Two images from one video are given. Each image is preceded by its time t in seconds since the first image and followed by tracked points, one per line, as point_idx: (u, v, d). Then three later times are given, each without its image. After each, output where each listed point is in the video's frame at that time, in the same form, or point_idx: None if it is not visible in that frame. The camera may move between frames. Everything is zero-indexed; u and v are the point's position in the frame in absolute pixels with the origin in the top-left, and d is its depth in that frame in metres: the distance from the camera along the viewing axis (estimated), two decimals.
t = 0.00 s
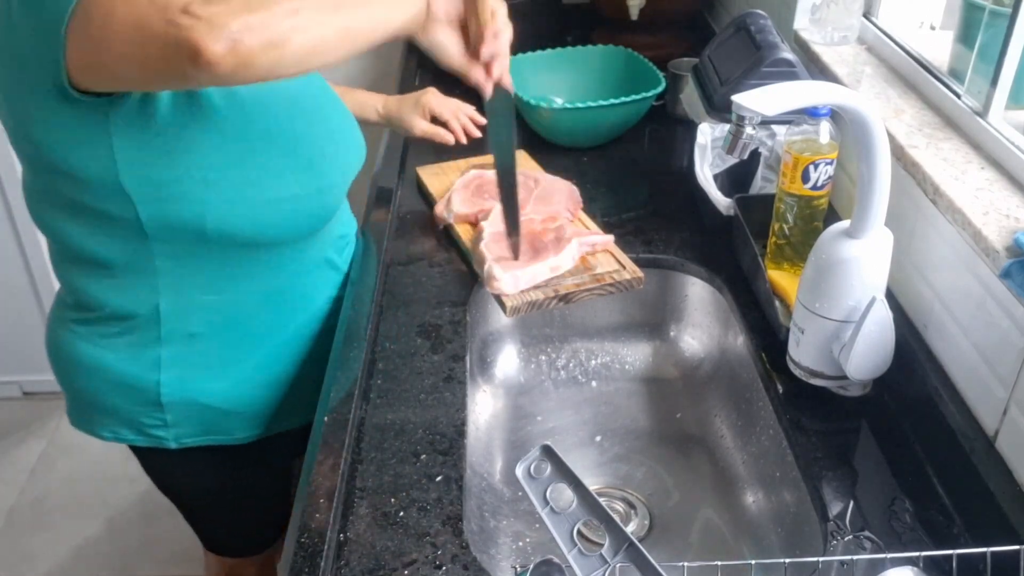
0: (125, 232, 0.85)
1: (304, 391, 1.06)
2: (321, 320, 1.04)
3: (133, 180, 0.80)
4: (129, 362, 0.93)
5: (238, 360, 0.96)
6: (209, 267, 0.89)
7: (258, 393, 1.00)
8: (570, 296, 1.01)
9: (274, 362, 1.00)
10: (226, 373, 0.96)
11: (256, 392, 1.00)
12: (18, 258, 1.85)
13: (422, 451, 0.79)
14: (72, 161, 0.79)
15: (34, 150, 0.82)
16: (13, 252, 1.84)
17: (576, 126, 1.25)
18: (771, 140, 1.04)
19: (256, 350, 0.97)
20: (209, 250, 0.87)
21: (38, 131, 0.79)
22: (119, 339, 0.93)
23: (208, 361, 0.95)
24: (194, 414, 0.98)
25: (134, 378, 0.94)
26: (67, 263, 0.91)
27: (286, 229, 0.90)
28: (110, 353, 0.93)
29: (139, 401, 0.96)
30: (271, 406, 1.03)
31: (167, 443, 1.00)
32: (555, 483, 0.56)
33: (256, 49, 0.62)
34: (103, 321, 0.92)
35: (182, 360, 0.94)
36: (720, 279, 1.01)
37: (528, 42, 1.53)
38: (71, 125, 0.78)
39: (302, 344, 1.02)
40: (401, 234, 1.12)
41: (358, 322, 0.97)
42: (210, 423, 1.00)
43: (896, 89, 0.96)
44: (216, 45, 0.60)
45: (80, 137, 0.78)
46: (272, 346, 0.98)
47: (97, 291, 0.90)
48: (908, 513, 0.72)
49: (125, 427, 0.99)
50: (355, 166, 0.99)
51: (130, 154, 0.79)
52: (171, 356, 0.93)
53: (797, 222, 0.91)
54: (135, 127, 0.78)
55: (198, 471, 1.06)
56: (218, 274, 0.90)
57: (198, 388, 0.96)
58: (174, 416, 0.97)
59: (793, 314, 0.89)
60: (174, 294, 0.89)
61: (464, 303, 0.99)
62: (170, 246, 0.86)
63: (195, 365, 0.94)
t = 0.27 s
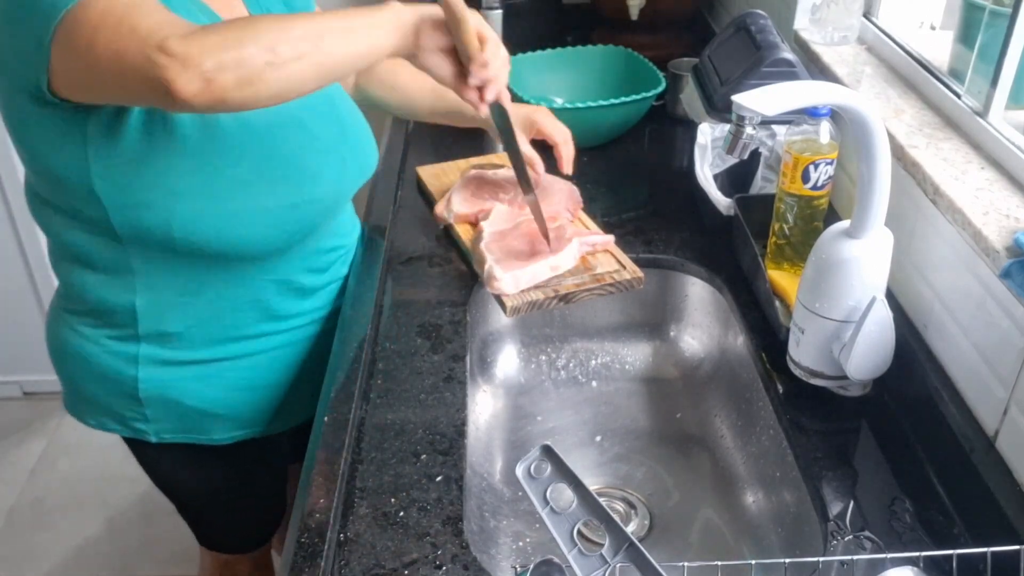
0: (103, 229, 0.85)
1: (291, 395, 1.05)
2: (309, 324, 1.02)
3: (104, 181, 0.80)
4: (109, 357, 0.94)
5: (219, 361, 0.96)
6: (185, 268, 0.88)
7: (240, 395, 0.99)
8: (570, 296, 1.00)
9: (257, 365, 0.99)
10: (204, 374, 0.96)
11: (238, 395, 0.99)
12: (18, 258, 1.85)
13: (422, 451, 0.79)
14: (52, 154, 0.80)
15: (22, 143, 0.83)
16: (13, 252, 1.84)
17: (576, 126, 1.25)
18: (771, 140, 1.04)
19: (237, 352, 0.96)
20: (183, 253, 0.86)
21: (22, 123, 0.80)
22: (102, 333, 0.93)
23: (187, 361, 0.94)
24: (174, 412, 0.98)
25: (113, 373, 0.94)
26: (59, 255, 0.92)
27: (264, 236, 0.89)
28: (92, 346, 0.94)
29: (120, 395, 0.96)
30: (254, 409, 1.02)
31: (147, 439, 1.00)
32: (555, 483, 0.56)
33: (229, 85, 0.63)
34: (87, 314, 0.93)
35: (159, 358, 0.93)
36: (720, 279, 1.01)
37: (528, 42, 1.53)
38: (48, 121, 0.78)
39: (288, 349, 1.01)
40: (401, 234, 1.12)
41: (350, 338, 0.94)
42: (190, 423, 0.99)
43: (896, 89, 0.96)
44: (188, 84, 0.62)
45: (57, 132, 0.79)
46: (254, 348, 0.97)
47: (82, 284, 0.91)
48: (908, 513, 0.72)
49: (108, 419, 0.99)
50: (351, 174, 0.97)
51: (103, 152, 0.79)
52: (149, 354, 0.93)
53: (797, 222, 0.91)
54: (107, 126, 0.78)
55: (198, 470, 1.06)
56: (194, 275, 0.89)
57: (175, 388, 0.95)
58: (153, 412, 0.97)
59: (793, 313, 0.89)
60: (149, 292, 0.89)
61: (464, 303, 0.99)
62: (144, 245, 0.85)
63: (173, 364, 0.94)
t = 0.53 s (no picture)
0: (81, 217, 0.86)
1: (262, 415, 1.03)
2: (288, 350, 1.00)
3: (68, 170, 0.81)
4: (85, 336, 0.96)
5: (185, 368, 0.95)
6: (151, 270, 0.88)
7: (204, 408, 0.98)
8: (570, 296, 0.99)
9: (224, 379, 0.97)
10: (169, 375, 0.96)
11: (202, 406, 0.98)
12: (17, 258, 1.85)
13: (421, 451, 0.79)
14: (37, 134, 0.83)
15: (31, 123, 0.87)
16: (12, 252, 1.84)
17: (577, 126, 1.25)
18: (772, 140, 1.04)
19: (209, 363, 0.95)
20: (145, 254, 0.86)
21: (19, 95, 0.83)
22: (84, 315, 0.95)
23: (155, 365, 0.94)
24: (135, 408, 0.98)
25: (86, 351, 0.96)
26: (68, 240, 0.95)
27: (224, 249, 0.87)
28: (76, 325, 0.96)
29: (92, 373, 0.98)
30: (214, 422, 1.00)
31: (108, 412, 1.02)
32: (555, 484, 0.56)
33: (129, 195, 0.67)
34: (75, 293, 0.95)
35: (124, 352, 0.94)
36: (720, 279, 1.01)
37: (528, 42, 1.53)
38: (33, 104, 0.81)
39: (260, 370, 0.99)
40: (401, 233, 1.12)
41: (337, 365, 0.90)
42: (153, 421, 0.99)
43: (896, 89, 0.96)
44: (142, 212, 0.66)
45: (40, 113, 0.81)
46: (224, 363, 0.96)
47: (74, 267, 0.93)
48: (908, 513, 0.72)
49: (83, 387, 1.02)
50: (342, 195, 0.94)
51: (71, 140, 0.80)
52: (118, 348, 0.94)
53: (797, 222, 0.91)
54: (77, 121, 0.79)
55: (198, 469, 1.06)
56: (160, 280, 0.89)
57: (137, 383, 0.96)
58: (116, 395, 0.99)
59: (793, 313, 0.89)
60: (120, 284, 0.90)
61: (464, 304, 0.99)
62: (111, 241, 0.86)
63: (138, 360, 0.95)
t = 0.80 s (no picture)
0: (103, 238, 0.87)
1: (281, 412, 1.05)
2: (300, 341, 1.03)
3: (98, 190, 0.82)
4: (105, 359, 0.96)
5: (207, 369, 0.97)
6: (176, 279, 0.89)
7: (229, 407, 1.00)
8: (570, 296, 1.00)
9: (244, 376, 1.00)
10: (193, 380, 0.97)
11: (228, 406, 1.00)
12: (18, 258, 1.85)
13: (422, 451, 0.79)
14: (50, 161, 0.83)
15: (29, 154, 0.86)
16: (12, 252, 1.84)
17: (576, 126, 1.25)
18: (772, 140, 1.04)
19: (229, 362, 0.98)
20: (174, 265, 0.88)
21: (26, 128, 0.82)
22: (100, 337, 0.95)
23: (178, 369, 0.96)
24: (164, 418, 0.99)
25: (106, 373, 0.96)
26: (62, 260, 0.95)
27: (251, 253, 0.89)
28: (91, 349, 0.96)
29: (114, 398, 0.98)
30: (240, 422, 1.02)
31: (138, 441, 1.01)
32: (555, 484, 0.56)
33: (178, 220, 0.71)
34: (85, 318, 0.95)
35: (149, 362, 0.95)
36: (720, 279, 1.01)
37: (529, 42, 1.53)
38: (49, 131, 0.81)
39: (278, 363, 1.02)
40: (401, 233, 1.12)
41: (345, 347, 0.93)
42: (183, 429, 1.01)
43: (896, 89, 0.96)
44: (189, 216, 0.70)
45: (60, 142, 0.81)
46: (243, 361, 0.98)
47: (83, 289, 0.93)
48: (908, 513, 0.72)
49: (101, 417, 1.01)
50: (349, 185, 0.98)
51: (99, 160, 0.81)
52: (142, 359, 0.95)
53: (797, 222, 0.91)
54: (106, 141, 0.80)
55: (198, 469, 1.06)
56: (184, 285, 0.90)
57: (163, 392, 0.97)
58: (143, 415, 0.99)
59: (793, 313, 0.89)
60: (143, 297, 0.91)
61: (464, 304, 0.99)
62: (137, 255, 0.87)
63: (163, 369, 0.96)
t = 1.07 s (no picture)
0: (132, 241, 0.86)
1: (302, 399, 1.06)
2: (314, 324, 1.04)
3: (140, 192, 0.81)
4: (133, 365, 0.94)
5: (235, 364, 0.97)
6: (209, 274, 0.90)
7: (257, 398, 1.01)
8: (570, 295, 1.00)
9: (268, 366, 1.00)
10: (225, 376, 0.97)
11: (256, 397, 1.01)
12: (18, 258, 1.85)
13: (422, 450, 0.79)
14: (73, 169, 0.80)
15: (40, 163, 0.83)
16: (12, 252, 1.84)
17: (576, 126, 1.25)
18: (772, 139, 1.04)
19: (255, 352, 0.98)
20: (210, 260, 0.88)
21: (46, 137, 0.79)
22: (125, 345, 0.94)
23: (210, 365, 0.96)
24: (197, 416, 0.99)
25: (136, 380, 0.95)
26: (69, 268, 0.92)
27: (283, 241, 0.90)
28: (115, 358, 0.94)
29: (144, 404, 0.97)
30: (267, 413, 1.03)
31: (170, 445, 1.01)
32: (555, 483, 0.56)
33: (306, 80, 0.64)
34: (106, 324, 0.93)
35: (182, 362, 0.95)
36: (720, 278, 1.01)
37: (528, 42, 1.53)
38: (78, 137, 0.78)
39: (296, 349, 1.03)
40: (401, 232, 1.12)
41: (354, 331, 0.95)
42: (214, 427, 1.01)
43: (896, 88, 0.96)
44: (265, 75, 0.62)
45: (91, 146, 0.79)
46: (267, 350, 0.99)
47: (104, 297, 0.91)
48: (908, 513, 0.72)
49: (125, 427, 1.00)
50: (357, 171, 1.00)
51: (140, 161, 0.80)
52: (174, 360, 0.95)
53: (797, 222, 0.91)
54: (146, 141, 0.79)
55: (199, 468, 1.06)
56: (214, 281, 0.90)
57: (197, 390, 0.97)
58: (176, 417, 0.98)
59: (793, 313, 0.89)
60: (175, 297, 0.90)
61: (464, 303, 0.99)
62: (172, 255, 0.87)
63: (196, 368, 0.96)
